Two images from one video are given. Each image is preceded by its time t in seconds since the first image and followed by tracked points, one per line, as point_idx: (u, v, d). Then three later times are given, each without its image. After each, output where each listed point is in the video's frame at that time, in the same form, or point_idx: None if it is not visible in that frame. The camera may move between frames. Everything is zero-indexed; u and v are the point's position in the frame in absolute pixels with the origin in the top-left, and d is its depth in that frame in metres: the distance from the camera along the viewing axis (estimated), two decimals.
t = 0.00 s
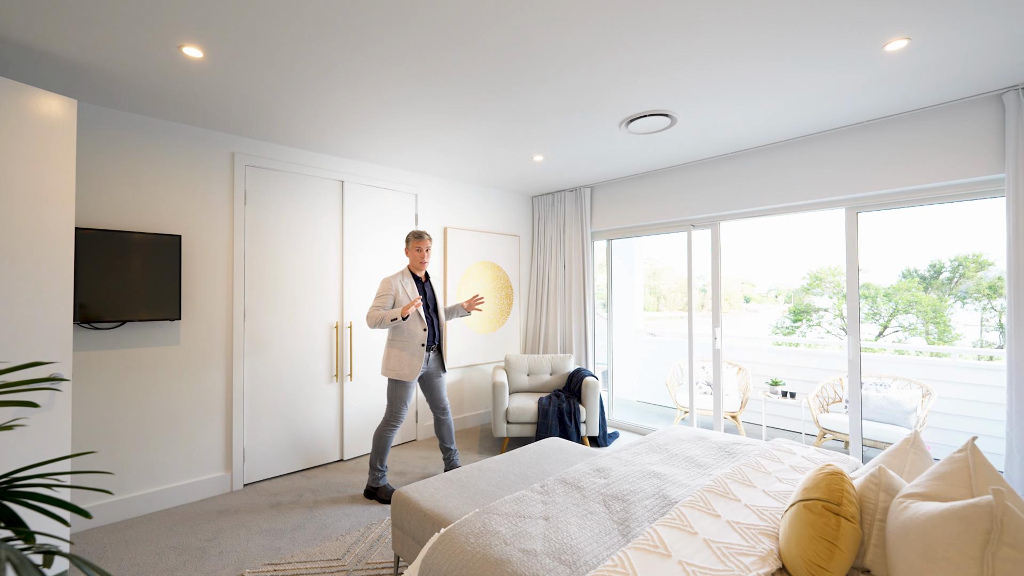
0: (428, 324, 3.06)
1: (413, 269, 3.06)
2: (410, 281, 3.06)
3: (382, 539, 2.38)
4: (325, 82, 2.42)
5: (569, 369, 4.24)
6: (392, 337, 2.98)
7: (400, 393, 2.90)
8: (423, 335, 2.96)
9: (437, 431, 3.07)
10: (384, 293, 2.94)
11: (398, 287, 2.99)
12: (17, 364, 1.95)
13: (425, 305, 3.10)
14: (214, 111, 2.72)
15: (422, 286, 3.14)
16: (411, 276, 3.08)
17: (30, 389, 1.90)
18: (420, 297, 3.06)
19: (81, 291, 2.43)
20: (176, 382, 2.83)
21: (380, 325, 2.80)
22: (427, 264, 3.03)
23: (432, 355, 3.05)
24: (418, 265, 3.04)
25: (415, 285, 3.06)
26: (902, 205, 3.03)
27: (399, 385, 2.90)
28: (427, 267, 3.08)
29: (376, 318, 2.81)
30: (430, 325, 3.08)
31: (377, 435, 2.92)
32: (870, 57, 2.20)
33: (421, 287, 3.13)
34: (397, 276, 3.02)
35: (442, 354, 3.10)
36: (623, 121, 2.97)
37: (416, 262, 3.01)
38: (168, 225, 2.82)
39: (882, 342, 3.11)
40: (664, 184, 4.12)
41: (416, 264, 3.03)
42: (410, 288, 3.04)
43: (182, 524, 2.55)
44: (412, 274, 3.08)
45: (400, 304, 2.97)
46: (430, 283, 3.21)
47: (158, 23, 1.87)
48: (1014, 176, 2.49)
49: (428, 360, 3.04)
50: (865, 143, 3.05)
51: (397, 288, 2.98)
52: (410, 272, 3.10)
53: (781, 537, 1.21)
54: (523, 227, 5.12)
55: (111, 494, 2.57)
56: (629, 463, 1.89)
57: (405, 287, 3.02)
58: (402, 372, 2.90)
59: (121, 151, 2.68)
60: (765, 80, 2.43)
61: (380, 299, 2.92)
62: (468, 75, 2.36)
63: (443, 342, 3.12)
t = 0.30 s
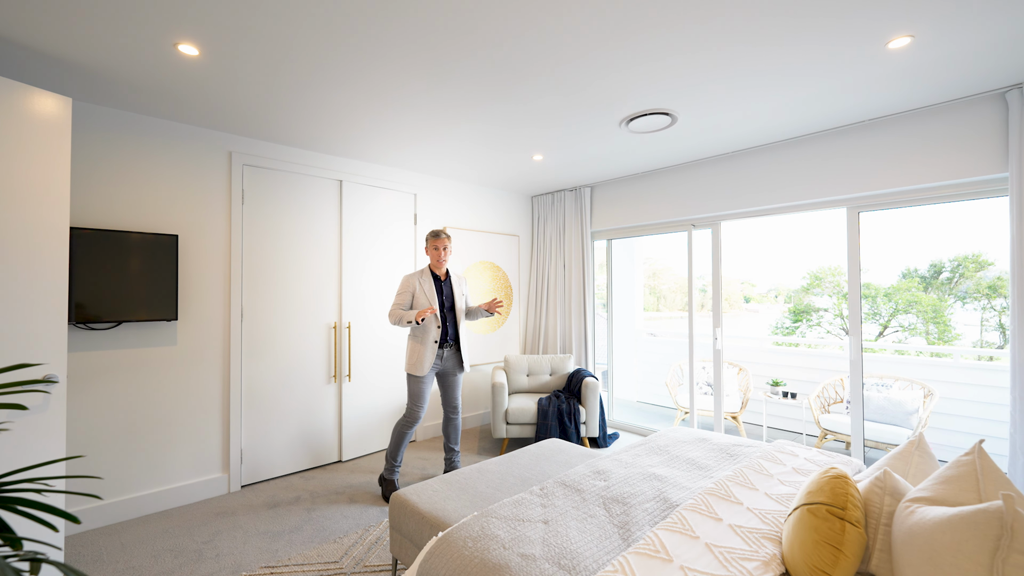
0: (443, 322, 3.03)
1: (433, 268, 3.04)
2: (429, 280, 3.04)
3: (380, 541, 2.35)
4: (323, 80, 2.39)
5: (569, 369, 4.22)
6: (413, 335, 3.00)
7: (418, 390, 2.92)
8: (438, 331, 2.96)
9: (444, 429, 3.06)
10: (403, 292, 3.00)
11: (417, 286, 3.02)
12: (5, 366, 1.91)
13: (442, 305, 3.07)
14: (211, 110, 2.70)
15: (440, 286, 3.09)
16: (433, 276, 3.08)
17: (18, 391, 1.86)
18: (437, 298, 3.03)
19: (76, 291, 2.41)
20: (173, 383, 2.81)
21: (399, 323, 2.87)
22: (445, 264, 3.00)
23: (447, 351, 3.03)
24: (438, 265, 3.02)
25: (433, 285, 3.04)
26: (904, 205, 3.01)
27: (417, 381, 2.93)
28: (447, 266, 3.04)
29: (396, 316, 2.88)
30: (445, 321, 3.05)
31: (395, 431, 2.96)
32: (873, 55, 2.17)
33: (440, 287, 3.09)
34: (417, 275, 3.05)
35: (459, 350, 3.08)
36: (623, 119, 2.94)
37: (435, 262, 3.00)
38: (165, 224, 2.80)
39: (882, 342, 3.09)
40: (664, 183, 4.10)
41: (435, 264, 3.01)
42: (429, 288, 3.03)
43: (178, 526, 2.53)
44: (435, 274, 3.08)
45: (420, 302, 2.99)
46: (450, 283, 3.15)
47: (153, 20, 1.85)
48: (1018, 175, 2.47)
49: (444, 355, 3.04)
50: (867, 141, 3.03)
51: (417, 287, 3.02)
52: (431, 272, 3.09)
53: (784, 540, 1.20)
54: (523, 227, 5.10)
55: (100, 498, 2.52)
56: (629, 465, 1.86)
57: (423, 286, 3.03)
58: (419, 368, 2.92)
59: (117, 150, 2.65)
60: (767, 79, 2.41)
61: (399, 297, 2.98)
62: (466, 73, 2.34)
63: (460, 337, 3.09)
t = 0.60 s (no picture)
0: (449, 322, 3.00)
1: (440, 268, 3.03)
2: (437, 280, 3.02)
3: (378, 544, 2.33)
4: (320, 79, 2.37)
5: (569, 370, 4.20)
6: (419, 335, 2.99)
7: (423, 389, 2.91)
8: (443, 331, 2.94)
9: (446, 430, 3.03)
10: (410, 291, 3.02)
11: (423, 287, 3.02)
12: None
13: (448, 305, 3.03)
14: (207, 108, 2.67)
15: (447, 286, 3.06)
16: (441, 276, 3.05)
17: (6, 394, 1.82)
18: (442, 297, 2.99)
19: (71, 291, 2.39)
20: (169, 383, 2.78)
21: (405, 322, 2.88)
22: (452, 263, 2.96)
23: (453, 352, 3.00)
24: (445, 264, 3.00)
25: (440, 285, 3.01)
26: (906, 205, 2.98)
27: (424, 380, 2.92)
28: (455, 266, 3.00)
29: (402, 316, 2.89)
30: (450, 324, 3.01)
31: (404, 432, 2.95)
32: (876, 53, 2.15)
33: (446, 287, 3.05)
34: (424, 275, 3.05)
35: (464, 351, 3.04)
36: (623, 118, 2.92)
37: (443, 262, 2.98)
38: (161, 224, 2.77)
39: (882, 342, 3.07)
40: (664, 183, 4.07)
41: (443, 264, 3.01)
42: (435, 287, 3.01)
43: (174, 528, 2.51)
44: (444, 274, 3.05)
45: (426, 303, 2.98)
46: (458, 283, 3.11)
47: (147, 17, 1.83)
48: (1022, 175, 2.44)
49: (449, 356, 3.00)
50: (868, 141, 3.00)
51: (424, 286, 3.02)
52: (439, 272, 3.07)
53: (787, 546, 1.17)
54: (522, 226, 5.08)
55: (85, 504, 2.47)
56: (629, 468, 1.84)
57: (429, 286, 3.02)
58: (424, 367, 2.90)
59: (112, 149, 2.63)
60: (768, 77, 2.38)
61: (405, 296, 2.99)
62: (465, 71, 2.32)
63: (466, 338, 3.06)
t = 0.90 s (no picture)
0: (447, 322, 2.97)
1: (442, 268, 3.01)
2: (438, 280, 3.00)
3: (376, 546, 2.31)
4: (318, 76, 2.35)
5: (568, 370, 4.18)
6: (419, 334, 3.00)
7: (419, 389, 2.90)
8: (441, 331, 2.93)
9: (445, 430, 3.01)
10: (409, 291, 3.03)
11: (422, 287, 3.02)
12: None
13: (448, 304, 3.00)
14: (204, 106, 2.65)
15: (448, 286, 3.03)
16: (442, 275, 3.03)
17: None
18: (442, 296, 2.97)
19: (67, 291, 2.36)
20: (165, 384, 2.76)
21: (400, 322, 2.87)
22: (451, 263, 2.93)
23: (450, 353, 2.98)
24: (446, 264, 2.98)
25: (440, 284, 2.99)
26: (909, 204, 2.96)
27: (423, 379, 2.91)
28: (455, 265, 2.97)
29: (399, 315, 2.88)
30: (449, 324, 2.98)
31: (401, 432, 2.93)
32: (879, 50, 2.13)
33: (447, 287, 3.02)
34: (425, 275, 3.05)
35: (462, 353, 3.01)
36: (623, 117, 2.90)
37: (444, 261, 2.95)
38: (157, 223, 2.75)
39: (882, 342, 3.05)
40: (665, 182, 4.05)
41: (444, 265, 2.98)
42: (435, 286, 2.99)
43: (170, 531, 2.48)
44: (444, 273, 3.02)
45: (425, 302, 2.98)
46: (458, 284, 3.07)
47: (141, 14, 1.80)
48: None
49: (447, 358, 2.98)
50: (871, 139, 2.98)
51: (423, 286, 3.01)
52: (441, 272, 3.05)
53: (792, 551, 1.15)
54: (522, 226, 5.06)
55: (71, 510, 2.41)
56: (630, 470, 1.82)
57: (429, 285, 3.01)
58: (422, 366, 2.92)
59: (108, 147, 2.60)
60: (769, 75, 2.36)
61: (404, 296, 3.00)
62: (464, 69, 2.30)
63: (465, 340, 3.02)
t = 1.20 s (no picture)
0: (436, 322, 2.93)
1: (431, 268, 2.96)
2: (428, 281, 2.96)
3: (373, 550, 2.28)
4: (315, 74, 2.32)
5: (568, 371, 4.14)
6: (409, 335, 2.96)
7: (413, 394, 2.86)
8: (431, 331, 2.90)
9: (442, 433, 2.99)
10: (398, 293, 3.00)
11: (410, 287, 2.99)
12: None
13: (437, 304, 2.96)
14: (200, 104, 2.62)
15: (437, 285, 2.99)
16: (431, 275, 2.99)
17: None
18: (431, 297, 2.94)
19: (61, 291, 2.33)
20: (160, 386, 2.73)
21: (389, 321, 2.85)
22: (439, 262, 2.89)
23: (442, 355, 2.93)
24: (434, 264, 2.93)
25: (428, 284, 2.96)
26: (913, 203, 2.92)
27: (416, 382, 2.87)
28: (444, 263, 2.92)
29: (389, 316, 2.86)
30: (439, 323, 2.95)
31: (399, 439, 2.90)
32: (884, 47, 2.10)
33: (437, 286, 2.99)
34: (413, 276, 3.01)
35: (455, 355, 2.96)
36: (624, 115, 2.87)
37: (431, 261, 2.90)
38: (153, 223, 2.72)
39: (882, 342, 3.04)
40: (666, 181, 4.02)
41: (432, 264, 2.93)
42: (424, 286, 2.96)
43: (165, 534, 2.45)
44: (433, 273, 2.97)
45: (415, 302, 2.95)
46: (449, 283, 3.03)
47: (134, 9, 1.77)
48: None
49: (439, 360, 2.94)
50: (875, 138, 2.94)
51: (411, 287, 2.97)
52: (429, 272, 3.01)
53: (798, 558, 1.12)
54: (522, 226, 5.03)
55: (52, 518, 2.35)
56: (631, 473, 1.79)
57: (417, 286, 2.97)
58: (413, 370, 2.87)
59: (102, 146, 2.57)
60: (773, 72, 2.33)
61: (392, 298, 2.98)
62: (462, 66, 2.26)
63: (457, 340, 2.99)
